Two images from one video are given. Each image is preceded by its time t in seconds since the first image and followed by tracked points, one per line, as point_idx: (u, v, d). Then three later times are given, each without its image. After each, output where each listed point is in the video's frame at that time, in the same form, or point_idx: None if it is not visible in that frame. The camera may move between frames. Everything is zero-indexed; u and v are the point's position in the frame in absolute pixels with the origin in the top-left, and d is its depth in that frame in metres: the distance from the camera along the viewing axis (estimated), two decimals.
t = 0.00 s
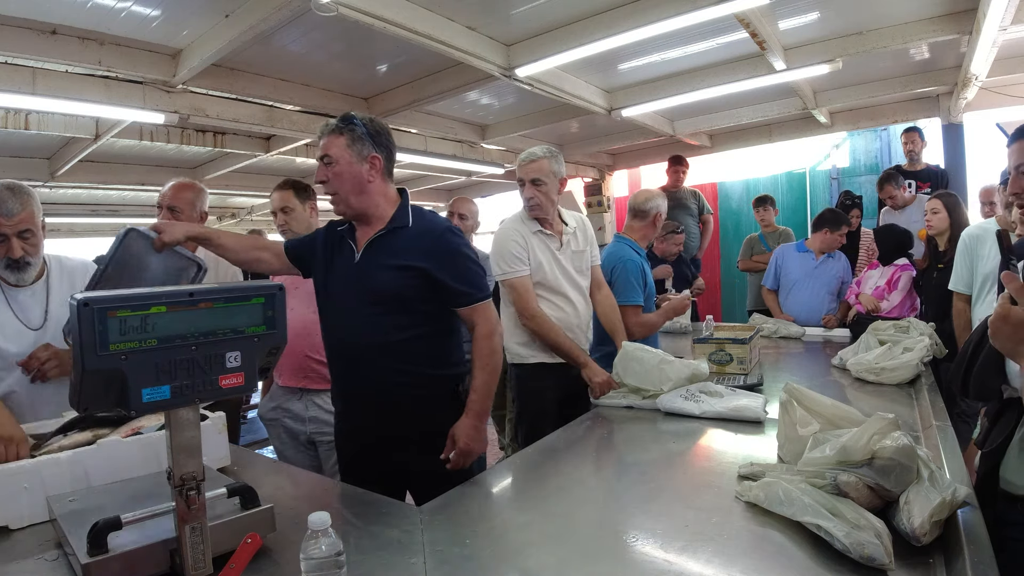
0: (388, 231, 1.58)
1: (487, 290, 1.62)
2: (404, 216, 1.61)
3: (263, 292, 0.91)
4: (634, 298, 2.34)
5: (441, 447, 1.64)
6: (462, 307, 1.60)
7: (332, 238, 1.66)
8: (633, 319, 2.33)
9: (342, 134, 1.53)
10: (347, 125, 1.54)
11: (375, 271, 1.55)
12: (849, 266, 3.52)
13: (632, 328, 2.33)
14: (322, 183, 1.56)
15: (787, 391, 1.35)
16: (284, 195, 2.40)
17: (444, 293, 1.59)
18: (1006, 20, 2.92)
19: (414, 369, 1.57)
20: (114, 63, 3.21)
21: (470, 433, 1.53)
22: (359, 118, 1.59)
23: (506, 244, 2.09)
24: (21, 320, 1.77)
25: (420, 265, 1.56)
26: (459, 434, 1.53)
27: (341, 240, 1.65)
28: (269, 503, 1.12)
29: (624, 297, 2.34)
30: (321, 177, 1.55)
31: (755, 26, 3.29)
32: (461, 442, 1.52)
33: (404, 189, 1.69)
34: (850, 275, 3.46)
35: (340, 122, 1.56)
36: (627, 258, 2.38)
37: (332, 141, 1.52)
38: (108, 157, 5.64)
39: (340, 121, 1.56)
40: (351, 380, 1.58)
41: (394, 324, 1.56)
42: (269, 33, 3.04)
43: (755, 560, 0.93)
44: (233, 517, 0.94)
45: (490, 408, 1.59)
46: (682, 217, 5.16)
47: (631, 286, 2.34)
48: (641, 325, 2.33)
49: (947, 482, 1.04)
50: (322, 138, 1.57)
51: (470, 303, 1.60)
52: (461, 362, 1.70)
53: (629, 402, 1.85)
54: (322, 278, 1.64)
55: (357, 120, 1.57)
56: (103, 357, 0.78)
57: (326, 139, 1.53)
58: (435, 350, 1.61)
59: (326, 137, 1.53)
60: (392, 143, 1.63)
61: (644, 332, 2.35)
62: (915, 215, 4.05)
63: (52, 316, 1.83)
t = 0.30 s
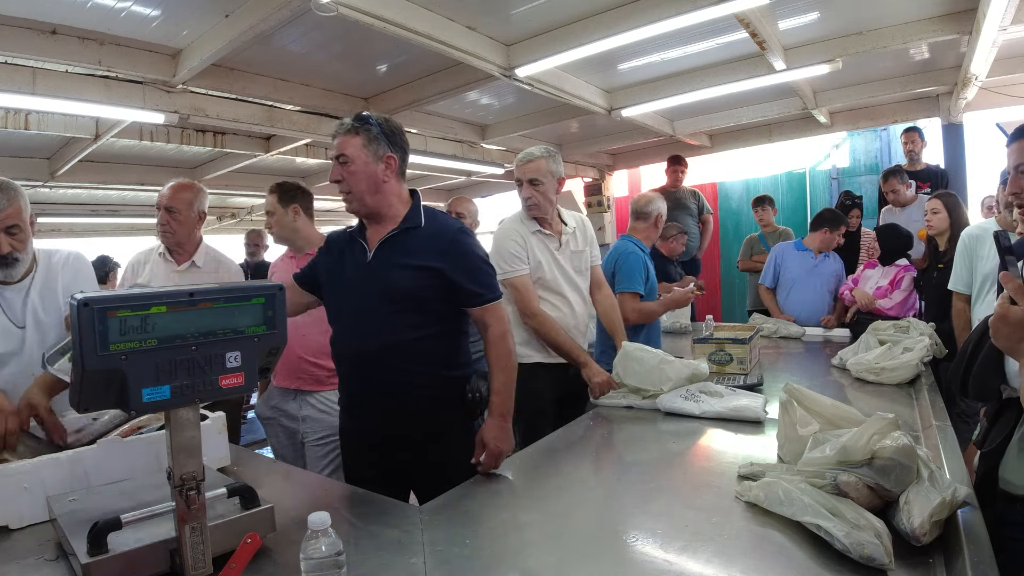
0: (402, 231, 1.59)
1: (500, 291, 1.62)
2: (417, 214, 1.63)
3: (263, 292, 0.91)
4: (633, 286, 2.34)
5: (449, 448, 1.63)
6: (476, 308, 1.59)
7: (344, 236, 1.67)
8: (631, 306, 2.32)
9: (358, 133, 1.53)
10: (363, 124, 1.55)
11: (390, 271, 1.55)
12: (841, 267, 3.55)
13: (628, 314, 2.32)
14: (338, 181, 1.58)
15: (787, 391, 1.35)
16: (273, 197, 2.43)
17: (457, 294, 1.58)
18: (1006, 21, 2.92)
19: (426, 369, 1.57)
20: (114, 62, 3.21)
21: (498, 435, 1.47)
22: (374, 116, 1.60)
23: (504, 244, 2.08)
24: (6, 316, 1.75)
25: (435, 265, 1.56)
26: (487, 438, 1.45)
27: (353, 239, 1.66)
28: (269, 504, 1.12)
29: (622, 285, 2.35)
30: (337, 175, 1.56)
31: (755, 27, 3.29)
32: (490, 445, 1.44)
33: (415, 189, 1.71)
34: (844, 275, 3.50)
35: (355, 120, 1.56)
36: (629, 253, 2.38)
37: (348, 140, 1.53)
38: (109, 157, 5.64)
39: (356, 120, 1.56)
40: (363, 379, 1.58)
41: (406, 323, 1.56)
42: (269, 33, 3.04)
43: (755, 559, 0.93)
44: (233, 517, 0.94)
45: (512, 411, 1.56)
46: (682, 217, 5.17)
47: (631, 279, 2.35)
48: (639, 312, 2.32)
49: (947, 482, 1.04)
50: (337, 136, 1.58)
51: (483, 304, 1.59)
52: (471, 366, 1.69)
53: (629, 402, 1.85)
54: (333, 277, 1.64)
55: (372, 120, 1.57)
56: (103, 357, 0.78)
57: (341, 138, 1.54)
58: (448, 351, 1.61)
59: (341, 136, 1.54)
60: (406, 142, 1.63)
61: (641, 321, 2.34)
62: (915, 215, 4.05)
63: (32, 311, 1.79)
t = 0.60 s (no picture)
0: (404, 227, 1.60)
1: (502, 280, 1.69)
2: (414, 212, 1.63)
3: (263, 292, 0.91)
4: (636, 267, 2.48)
5: (458, 444, 1.63)
6: (481, 296, 1.65)
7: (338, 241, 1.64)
8: (631, 284, 2.46)
9: (353, 135, 1.54)
10: (357, 126, 1.56)
11: (399, 265, 1.56)
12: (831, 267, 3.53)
13: (628, 290, 2.46)
14: (332, 184, 1.57)
15: (787, 391, 1.35)
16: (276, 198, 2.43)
17: (465, 284, 1.63)
18: (1006, 21, 2.92)
19: (440, 362, 1.58)
20: (113, 62, 3.21)
21: (495, 411, 1.55)
22: (367, 118, 1.61)
23: (504, 243, 2.09)
24: None
25: (443, 257, 1.60)
26: (484, 413, 1.55)
27: (348, 242, 1.62)
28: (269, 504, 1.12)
29: (627, 266, 2.50)
30: (331, 177, 1.55)
31: (755, 26, 3.29)
32: (487, 419, 1.55)
33: (409, 189, 1.71)
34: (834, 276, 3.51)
35: (349, 122, 1.57)
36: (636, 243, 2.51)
37: (343, 141, 1.53)
38: (109, 157, 5.64)
39: (349, 122, 1.57)
40: (372, 377, 1.57)
41: (419, 317, 1.57)
42: (269, 34, 3.04)
43: (755, 560, 0.93)
44: (233, 518, 0.94)
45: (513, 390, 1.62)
46: (681, 217, 5.17)
47: (637, 262, 2.49)
48: (637, 290, 2.45)
49: (947, 482, 1.04)
50: (330, 138, 1.57)
51: (489, 292, 1.65)
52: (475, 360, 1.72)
53: (629, 401, 1.85)
54: (337, 278, 1.61)
55: (366, 122, 1.58)
56: (103, 357, 0.78)
57: (336, 139, 1.53)
58: (457, 344, 1.63)
59: (336, 137, 1.54)
60: (399, 144, 1.65)
61: (640, 300, 2.46)
62: (916, 215, 4.04)
63: (16, 309, 1.76)
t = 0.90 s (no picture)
0: (403, 228, 1.61)
1: (498, 277, 1.73)
2: (411, 213, 1.64)
3: (263, 292, 0.91)
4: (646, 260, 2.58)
5: (460, 442, 1.64)
6: (481, 294, 1.69)
7: (335, 244, 1.62)
8: (642, 275, 2.55)
9: (347, 137, 1.53)
10: (350, 127, 1.55)
11: (403, 265, 1.56)
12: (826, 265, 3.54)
13: (639, 280, 2.54)
14: (327, 187, 1.56)
15: (787, 391, 1.35)
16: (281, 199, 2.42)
17: (466, 282, 1.66)
18: (1006, 21, 2.93)
19: (447, 361, 1.60)
20: (113, 62, 3.21)
21: (515, 405, 1.66)
22: (360, 119, 1.60)
23: (506, 241, 2.09)
24: None
25: (445, 256, 1.62)
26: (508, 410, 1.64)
27: (345, 244, 1.62)
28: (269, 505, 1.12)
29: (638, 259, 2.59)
30: (326, 180, 1.55)
31: (755, 26, 3.29)
32: (510, 414, 1.64)
33: (403, 191, 1.72)
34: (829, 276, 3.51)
35: (342, 124, 1.56)
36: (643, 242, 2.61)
37: (337, 144, 1.52)
38: (109, 157, 5.64)
39: (342, 123, 1.56)
40: (377, 377, 1.56)
41: (426, 316, 1.57)
42: (269, 34, 3.04)
43: (756, 560, 0.93)
44: (233, 518, 0.94)
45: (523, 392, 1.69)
46: (680, 217, 5.17)
47: (648, 256, 2.59)
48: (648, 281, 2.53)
49: (947, 482, 1.04)
50: (323, 141, 1.56)
51: (489, 290, 1.69)
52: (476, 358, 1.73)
53: (629, 401, 1.85)
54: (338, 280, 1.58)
55: (358, 122, 1.58)
56: (103, 356, 0.77)
57: (329, 142, 1.53)
58: (461, 342, 1.65)
59: (329, 140, 1.53)
60: (392, 145, 1.66)
61: (649, 291, 2.54)
62: (916, 215, 4.04)
63: (10, 313, 1.76)
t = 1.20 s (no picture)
0: (407, 229, 1.61)
1: (501, 283, 1.70)
2: (416, 212, 1.64)
3: (263, 292, 0.91)
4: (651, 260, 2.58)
5: (458, 443, 1.63)
6: (481, 299, 1.66)
7: (341, 243, 1.65)
8: (647, 275, 2.54)
9: (356, 136, 1.54)
10: (360, 127, 1.56)
11: (403, 266, 1.56)
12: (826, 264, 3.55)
13: (644, 280, 2.54)
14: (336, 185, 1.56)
15: (787, 391, 1.35)
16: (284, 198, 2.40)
17: (467, 286, 1.65)
18: (1006, 21, 2.92)
19: (445, 364, 1.59)
20: (113, 62, 3.21)
21: (508, 415, 1.59)
22: (369, 120, 1.61)
23: (506, 240, 2.09)
24: None
25: (446, 260, 1.61)
26: (498, 418, 1.58)
27: (350, 242, 1.63)
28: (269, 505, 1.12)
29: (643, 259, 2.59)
30: (335, 179, 1.55)
31: (755, 26, 3.29)
32: (501, 424, 1.57)
33: (411, 191, 1.72)
34: (828, 276, 3.51)
35: (351, 124, 1.57)
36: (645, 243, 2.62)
37: (346, 143, 1.53)
38: (109, 157, 5.64)
39: (351, 123, 1.57)
40: (374, 378, 1.57)
41: (425, 318, 1.57)
42: (269, 34, 3.04)
43: (756, 560, 0.93)
44: (233, 518, 0.94)
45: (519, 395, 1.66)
46: (678, 218, 5.18)
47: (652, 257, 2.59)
48: (653, 280, 2.53)
49: (947, 482, 1.04)
50: (333, 140, 1.57)
51: (490, 294, 1.67)
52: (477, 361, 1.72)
53: (629, 401, 1.85)
54: (340, 279, 1.60)
55: (368, 123, 1.58)
56: (103, 356, 0.77)
57: (338, 141, 1.53)
58: (461, 345, 1.64)
59: (339, 139, 1.54)
60: (401, 145, 1.66)
61: (654, 291, 2.54)
62: (914, 215, 4.04)
63: (16, 313, 1.75)
